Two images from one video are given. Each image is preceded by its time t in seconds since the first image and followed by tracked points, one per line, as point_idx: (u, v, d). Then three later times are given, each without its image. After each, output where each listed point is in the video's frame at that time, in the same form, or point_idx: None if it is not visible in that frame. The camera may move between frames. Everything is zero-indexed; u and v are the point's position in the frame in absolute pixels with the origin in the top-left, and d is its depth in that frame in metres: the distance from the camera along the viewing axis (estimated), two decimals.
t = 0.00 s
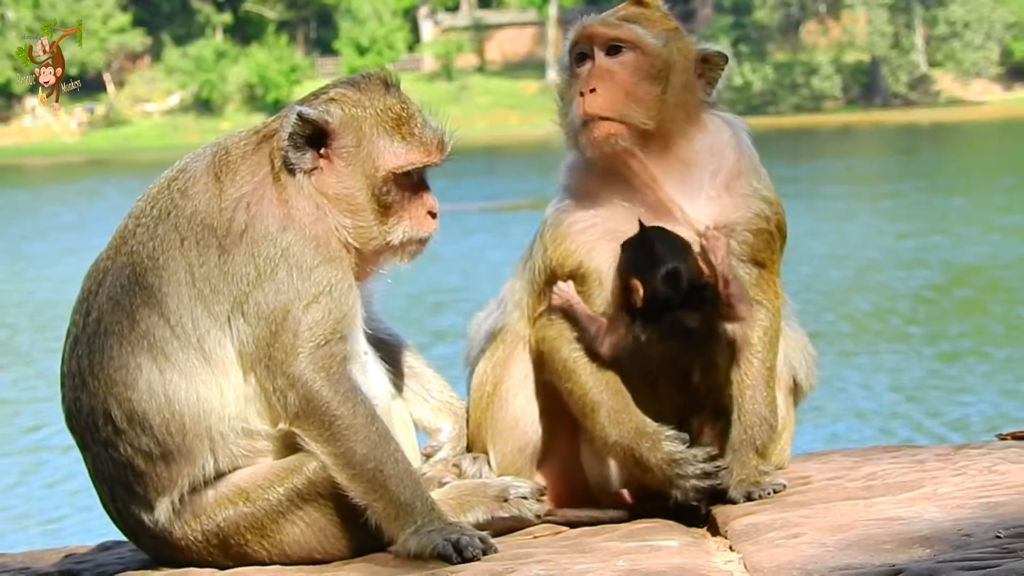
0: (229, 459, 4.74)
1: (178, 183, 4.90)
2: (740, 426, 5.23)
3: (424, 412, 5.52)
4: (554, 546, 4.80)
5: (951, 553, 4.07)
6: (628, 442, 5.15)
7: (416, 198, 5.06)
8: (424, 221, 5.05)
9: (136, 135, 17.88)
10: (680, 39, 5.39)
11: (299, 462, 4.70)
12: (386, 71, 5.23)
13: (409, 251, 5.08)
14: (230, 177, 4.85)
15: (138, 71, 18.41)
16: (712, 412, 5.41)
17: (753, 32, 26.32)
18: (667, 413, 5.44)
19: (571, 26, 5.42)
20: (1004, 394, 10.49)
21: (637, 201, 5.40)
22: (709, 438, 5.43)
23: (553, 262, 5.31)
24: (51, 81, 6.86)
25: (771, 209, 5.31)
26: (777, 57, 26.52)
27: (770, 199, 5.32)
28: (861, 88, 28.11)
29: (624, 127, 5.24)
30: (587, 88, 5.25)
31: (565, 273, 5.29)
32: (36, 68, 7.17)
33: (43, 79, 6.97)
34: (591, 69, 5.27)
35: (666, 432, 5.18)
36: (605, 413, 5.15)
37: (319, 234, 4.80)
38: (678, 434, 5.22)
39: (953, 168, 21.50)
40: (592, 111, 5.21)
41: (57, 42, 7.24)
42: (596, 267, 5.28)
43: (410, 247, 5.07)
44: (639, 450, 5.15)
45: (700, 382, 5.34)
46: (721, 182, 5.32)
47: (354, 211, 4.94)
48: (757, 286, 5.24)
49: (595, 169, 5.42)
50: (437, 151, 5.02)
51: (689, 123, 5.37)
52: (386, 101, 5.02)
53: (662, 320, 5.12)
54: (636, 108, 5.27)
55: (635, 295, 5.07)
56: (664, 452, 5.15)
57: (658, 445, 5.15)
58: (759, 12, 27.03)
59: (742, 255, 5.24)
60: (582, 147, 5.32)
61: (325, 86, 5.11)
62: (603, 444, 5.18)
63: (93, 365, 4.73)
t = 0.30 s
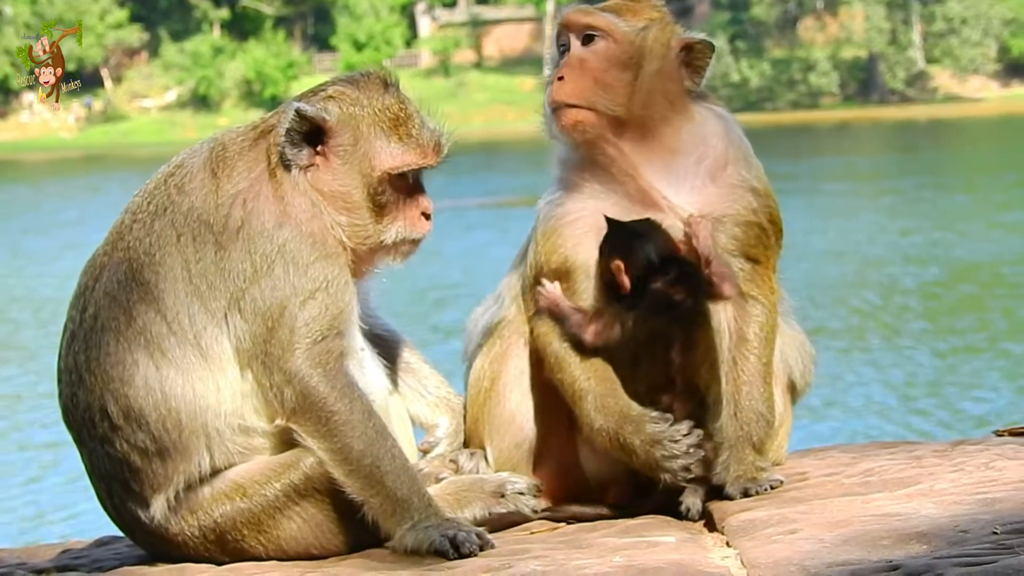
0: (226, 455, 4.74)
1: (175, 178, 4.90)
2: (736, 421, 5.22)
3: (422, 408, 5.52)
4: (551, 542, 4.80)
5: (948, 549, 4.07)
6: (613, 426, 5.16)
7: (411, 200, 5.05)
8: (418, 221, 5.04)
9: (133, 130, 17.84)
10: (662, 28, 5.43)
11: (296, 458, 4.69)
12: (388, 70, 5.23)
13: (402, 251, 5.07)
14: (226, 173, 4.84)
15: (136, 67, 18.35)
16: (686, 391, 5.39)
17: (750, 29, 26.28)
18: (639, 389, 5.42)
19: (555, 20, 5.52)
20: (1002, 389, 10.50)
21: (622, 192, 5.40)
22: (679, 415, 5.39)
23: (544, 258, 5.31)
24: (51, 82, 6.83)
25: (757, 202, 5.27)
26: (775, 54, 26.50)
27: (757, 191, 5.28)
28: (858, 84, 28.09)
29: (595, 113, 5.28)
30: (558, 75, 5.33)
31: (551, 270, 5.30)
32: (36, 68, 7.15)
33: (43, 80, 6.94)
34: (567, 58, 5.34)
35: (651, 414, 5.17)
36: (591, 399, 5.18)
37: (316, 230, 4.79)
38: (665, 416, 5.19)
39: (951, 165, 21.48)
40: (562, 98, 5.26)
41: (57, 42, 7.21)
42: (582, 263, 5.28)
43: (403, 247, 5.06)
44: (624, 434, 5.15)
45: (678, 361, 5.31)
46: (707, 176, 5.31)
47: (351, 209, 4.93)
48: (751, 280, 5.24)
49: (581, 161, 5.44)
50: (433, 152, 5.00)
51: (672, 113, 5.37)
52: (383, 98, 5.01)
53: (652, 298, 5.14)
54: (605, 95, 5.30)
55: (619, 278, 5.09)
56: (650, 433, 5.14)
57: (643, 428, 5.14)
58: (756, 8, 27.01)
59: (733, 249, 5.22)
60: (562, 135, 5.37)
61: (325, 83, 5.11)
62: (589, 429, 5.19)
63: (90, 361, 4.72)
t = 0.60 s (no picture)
0: (224, 450, 4.74)
1: (174, 173, 4.89)
2: (734, 415, 5.22)
3: (419, 403, 5.51)
4: (548, 536, 4.81)
5: (946, 542, 4.08)
6: (593, 432, 5.25)
7: (412, 193, 5.05)
8: (419, 214, 5.04)
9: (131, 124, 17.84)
10: (645, 21, 5.43)
11: (294, 452, 4.70)
12: (389, 65, 5.24)
13: (405, 245, 5.08)
14: (225, 168, 4.84)
15: (133, 61, 18.25)
16: (663, 398, 5.51)
17: (747, 21, 26.21)
18: (616, 400, 5.48)
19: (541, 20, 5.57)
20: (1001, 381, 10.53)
21: (609, 187, 5.42)
22: (659, 424, 5.49)
23: (533, 254, 5.35)
24: (51, 82, 6.81)
25: (746, 193, 5.26)
26: (772, 47, 26.44)
27: (745, 182, 5.27)
28: (855, 77, 28.03)
29: (575, 110, 5.32)
30: (541, 73, 5.37)
31: (538, 267, 5.33)
32: (35, 68, 7.12)
33: (42, 80, 6.92)
34: (549, 55, 5.38)
35: (628, 422, 5.27)
36: (575, 401, 5.28)
37: (314, 226, 4.79)
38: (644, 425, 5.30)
39: (949, 158, 21.46)
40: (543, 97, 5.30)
41: (57, 41, 7.19)
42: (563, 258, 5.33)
43: (406, 241, 5.07)
44: (604, 442, 5.25)
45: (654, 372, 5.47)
46: (694, 169, 5.31)
47: (351, 205, 4.93)
48: (744, 273, 5.23)
49: (568, 157, 5.46)
50: (434, 144, 5.00)
51: (659, 106, 5.37)
52: (384, 94, 5.02)
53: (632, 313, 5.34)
54: (586, 92, 5.33)
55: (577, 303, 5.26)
56: (626, 442, 5.24)
57: (620, 436, 5.24)
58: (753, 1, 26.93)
59: (724, 243, 5.23)
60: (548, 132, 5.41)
61: (325, 78, 5.11)
62: (569, 434, 5.29)
63: (88, 356, 4.72)
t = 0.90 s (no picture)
0: (219, 449, 4.74)
1: (170, 171, 4.89)
2: (728, 412, 5.23)
3: (414, 400, 5.46)
4: (543, 534, 4.81)
5: (941, 540, 4.09)
6: (598, 437, 5.22)
7: (410, 190, 5.04)
8: (417, 212, 5.03)
9: (125, 121, 17.83)
10: (638, 17, 5.43)
11: (289, 450, 4.70)
12: (384, 63, 5.24)
13: (402, 242, 5.08)
14: (221, 166, 4.84)
15: (126, 57, 18.30)
16: (670, 403, 5.51)
17: (741, 18, 26.21)
18: (622, 407, 5.48)
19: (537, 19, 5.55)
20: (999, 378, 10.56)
21: (602, 185, 5.42)
22: (668, 430, 5.51)
23: (528, 253, 5.37)
24: (52, 82, 6.80)
25: (741, 190, 5.26)
26: (766, 44, 26.44)
27: (740, 179, 5.28)
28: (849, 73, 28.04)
29: (568, 108, 5.31)
30: (534, 71, 5.36)
31: (534, 266, 5.35)
32: (37, 68, 7.11)
33: (43, 80, 6.90)
34: (543, 54, 5.38)
35: (633, 427, 5.24)
36: (577, 405, 5.23)
37: (311, 224, 4.79)
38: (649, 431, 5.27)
39: (942, 155, 21.49)
40: (537, 96, 5.30)
41: (57, 42, 7.17)
42: (563, 259, 5.35)
43: (404, 239, 5.06)
44: (607, 447, 5.22)
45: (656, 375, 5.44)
46: (688, 168, 5.32)
47: (348, 204, 4.93)
48: (741, 271, 5.22)
49: (563, 155, 5.47)
50: (430, 144, 4.99)
51: (653, 103, 5.37)
52: (380, 93, 5.01)
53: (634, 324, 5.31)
54: (579, 90, 5.33)
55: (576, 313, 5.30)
56: (631, 448, 5.21)
57: (623, 441, 5.21)
58: None
59: (720, 241, 5.22)
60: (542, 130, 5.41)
61: (321, 77, 5.11)
62: (573, 439, 5.26)
63: (83, 353, 4.71)
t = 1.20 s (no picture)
0: (216, 449, 4.73)
1: (167, 170, 4.89)
2: (726, 410, 5.23)
3: (411, 399, 5.47)
4: (541, 532, 4.81)
5: (938, 537, 4.09)
6: (590, 442, 5.20)
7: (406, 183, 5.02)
8: (416, 205, 5.01)
9: (121, 121, 17.80)
10: (635, 14, 5.44)
11: (285, 449, 4.69)
12: (381, 60, 5.24)
13: (402, 237, 5.04)
14: (218, 165, 4.84)
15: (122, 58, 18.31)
16: (669, 414, 5.49)
17: (738, 17, 26.23)
18: (621, 411, 5.41)
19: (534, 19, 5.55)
20: (999, 373, 10.58)
21: (602, 183, 5.41)
22: (661, 441, 5.51)
23: (526, 250, 5.35)
24: (51, 81, 6.76)
25: (740, 186, 5.26)
26: (763, 41, 26.46)
27: (739, 175, 5.27)
28: (846, 71, 28.07)
29: (566, 106, 5.33)
30: (531, 70, 5.38)
31: (532, 264, 5.33)
32: (36, 67, 7.07)
33: (42, 78, 6.86)
34: (540, 52, 5.39)
35: (626, 434, 5.23)
36: (571, 408, 5.22)
37: (307, 223, 4.79)
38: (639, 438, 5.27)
39: (939, 152, 21.52)
40: (535, 94, 5.33)
41: (56, 40, 7.15)
42: (561, 257, 5.32)
43: (402, 233, 5.03)
44: (597, 452, 5.21)
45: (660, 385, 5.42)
46: (688, 162, 5.31)
47: (342, 198, 4.92)
48: (740, 267, 5.22)
49: (562, 154, 5.46)
50: (422, 121, 5.02)
51: (650, 99, 5.38)
52: (374, 88, 5.01)
53: (642, 338, 5.28)
54: (576, 87, 5.34)
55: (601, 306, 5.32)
56: (622, 455, 5.21)
57: (617, 448, 5.21)
58: None
59: (719, 237, 5.22)
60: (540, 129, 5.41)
61: (316, 73, 5.11)
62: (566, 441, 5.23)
63: (80, 353, 4.72)
